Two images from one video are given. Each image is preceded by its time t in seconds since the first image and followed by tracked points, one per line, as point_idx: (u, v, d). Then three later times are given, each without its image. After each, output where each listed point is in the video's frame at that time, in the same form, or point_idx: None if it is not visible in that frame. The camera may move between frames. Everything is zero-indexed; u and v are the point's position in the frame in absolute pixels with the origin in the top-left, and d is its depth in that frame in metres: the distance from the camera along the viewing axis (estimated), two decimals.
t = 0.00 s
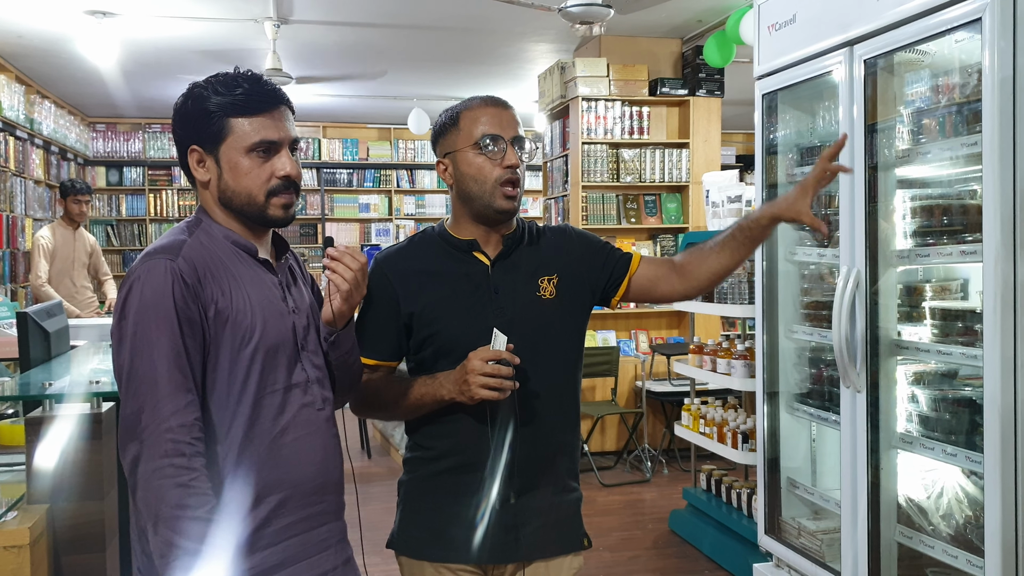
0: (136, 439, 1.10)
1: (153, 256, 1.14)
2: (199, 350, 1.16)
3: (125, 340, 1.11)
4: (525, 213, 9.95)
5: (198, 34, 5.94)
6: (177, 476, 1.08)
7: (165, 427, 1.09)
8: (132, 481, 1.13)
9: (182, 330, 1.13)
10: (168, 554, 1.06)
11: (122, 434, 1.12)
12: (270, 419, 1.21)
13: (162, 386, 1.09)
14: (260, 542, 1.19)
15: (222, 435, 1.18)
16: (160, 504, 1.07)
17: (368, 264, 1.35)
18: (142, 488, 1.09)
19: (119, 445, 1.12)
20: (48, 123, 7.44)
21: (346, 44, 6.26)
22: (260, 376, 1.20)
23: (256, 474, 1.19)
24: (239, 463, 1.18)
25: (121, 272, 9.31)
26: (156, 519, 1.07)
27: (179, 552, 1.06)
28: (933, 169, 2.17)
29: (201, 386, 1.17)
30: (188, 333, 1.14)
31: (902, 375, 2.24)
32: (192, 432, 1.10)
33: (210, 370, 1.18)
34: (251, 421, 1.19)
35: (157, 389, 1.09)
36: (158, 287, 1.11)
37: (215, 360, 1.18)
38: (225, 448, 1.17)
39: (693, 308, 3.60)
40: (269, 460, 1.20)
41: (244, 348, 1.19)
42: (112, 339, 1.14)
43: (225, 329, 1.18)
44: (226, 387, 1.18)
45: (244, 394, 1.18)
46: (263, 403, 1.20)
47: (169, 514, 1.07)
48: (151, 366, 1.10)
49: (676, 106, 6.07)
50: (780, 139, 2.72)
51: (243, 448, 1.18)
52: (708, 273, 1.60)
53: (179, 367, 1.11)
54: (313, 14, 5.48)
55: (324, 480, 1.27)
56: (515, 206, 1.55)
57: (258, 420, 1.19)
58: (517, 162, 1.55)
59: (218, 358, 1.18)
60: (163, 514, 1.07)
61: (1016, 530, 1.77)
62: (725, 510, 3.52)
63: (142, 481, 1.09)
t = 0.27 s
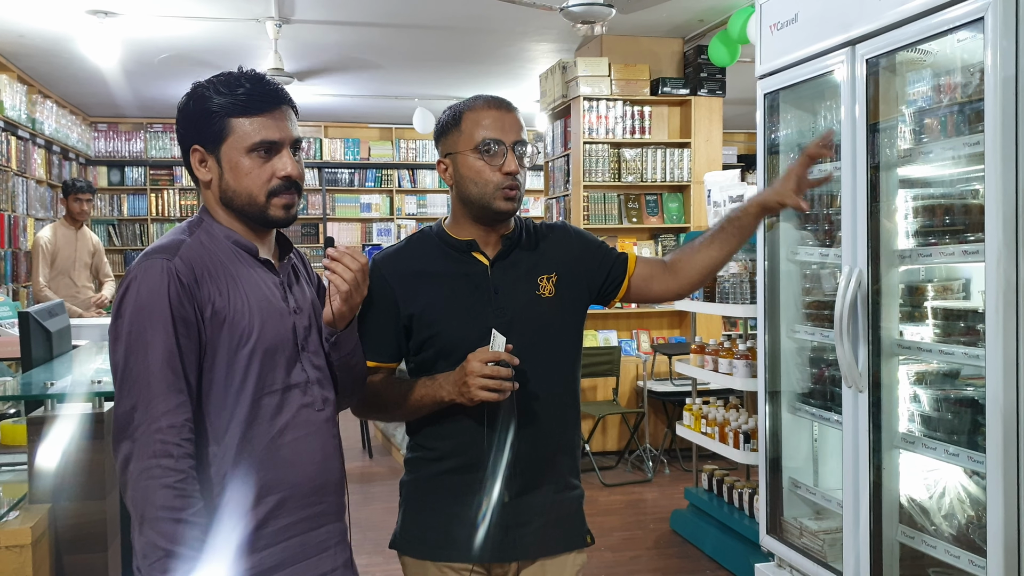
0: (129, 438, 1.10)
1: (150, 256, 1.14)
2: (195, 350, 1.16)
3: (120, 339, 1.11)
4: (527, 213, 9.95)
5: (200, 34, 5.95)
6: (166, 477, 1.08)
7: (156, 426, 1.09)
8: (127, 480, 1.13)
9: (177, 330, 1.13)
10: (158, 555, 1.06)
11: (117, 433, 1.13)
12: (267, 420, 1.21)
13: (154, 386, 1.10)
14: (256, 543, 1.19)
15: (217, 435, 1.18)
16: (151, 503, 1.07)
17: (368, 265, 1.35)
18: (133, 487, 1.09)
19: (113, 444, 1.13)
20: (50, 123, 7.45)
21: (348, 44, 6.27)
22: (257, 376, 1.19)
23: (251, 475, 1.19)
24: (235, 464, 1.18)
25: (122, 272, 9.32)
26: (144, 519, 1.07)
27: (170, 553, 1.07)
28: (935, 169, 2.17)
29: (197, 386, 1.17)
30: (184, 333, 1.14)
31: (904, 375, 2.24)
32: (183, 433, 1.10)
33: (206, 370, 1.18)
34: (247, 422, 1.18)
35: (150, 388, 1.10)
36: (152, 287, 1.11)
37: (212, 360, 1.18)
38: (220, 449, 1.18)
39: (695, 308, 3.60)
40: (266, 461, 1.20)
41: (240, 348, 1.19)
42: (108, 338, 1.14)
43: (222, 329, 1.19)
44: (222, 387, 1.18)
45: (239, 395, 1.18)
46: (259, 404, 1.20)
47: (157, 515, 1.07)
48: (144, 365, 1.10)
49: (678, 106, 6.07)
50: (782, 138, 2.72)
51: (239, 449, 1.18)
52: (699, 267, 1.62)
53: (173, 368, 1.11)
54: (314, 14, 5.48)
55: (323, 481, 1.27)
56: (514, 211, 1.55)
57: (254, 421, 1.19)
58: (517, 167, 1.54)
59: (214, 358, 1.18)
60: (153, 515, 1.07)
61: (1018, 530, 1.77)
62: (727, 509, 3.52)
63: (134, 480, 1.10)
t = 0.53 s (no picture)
0: (131, 438, 1.11)
1: (151, 256, 1.15)
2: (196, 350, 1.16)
3: (121, 339, 1.12)
4: (527, 213, 9.95)
5: (201, 34, 5.95)
6: (170, 477, 1.08)
7: (158, 426, 1.09)
8: (129, 479, 1.13)
9: (179, 330, 1.13)
10: (161, 555, 1.07)
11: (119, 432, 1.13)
12: (268, 420, 1.21)
13: (156, 386, 1.10)
14: (257, 543, 1.19)
15: (218, 435, 1.18)
16: (154, 503, 1.07)
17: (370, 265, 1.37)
18: (136, 487, 1.09)
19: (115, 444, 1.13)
20: (51, 123, 7.46)
21: (348, 43, 6.27)
22: (258, 376, 1.20)
23: (252, 475, 1.19)
24: (236, 464, 1.18)
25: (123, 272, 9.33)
26: (147, 519, 1.08)
27: (172, 552, 1.07)
28: (935, 169, 2.17)
29: (198, 386, 1.17)
30: (185, 333, 1.14)
31: (906, 374, 2.24)
32: (185, 433, 1.11)
33: (208, 370, 1.18)
34: (248, 422, 1.19)
35: (152, 389, 1.10)
36: (153, 286, 1.12)
37: (213, 360, 1.18)
38: (222, 449, 1.18)
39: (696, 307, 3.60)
40: (267, 461, 1.20)
41: (241, 348, 1.19)
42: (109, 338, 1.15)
43: (223, 329, 1.19)
44: (223, 387, 1.18)
45: (241, 395, 1.18)
46: (260, 404, 1.20)
47: (160, 515, 1.07)
48: (146, 366, 1.10)
49: (678, 105, 6.07)
50: (783, 138, 2.73)
51: (240, 449, 1.18)
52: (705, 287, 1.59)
53: (175, 368, 1.11)
54: (315, 14, 5.48)
55: (324, 481, 1.27)
56: (509, 209, 1.54)
57: (255, 421, 1.19)
58: (511, 165, 1.54)
59: (215, 358, 1.18)
60: (156, 515, 1.07)
61: (1019, 529, 1.77)
62: (728, 509, 3.52)
63: (137, 480, 1.10)
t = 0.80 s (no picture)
0: (135, 439, 1.11)
1: (152, 256, 1.14)
2: (197, 350, 1.16)
3: (124, 339, 1.11)
4: (527, 212, 9.96)
5: (201, 34, 5.95)
6: (174, 477, 1.08)
7: (162, 427, 1.09)
8: (130, 481, 1.13)
9: (181, 330, 1.13)
10: (166, 554, 1.07)
11: (121, 434, 1.13)
12: (269, 419, 1.21)
13: (159, 386, 1.10)
14: (258, 543, 1.19)
15: (219, 435, 1.18)
16: (158, 504, 1.08)
17: (368, 265, 1.36)
18: (141, 488, 1.09)
19: (118, 445, 1.13)
20: (51, 123, 7.46)
21: (348, 43, 6.27)
22: (259, 376, 1.20)
23: (254, 475, 1.19)
24: (237, 464, 1.18)
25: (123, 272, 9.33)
26: (152, 520, 1.08)
27: (176, 552, 1.07)
28: (935, 168, 2.17)
29: (199, 386, 1.17)
30: (187, 333, 1.14)
31: (906, 374, 2.24)
32: (190, 433, 1.11)
33: (209, 370, 1.18)
34: (249, 422, 1.19)
35: (155, 389, 1.10)
36: (155, 287, 1.12)
37: (214, 360, 1.18)
38: (224, 449, 1.18)
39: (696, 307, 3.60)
40: (268, 461, 1.21)
41: (242, 348, 1.19)
42: (110, 339, 1.14)
43: (224, 329, 1.19)
44: (224, 387, 1.18)
45: (242, 394, 1.19)
46: (261, 403, 1.20)
47: (165, 515, 1.07)
48: (149, 366, 1.10)
49: (678, 105, 6.08)
50: (783, 137, 2.73)
51: (241, 449, 1.18)
52: (680, 303, 1.68)
53: (178, 368, 1.11)
54: (315, 14, 5.49)
55: (324, 480, 1.27)
56: (515, 209, 1.55)
57: (256, 420, 1.19)
58: (518, 165, 1.55)
59: (217, 358, 1.19)
60: (160, 515, 1.07)
61: (1019, 529, 1.77)
62: (728, 509, 3.52)
63: (141, 480, 1.10)
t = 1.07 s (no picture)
0: (133, 440, 1.11)
1: (151, 257, 1.15)
2: (196, 351, 1.16)
3: (122, 340, 1.12)
4: (528, 213, 9.96)
5: (201, 35, 5.95)
6: (172, 478, 1.08)
7: (160, 428, 1.09)
8: (128, 482, 1.13)
9: (179, 331, 1.13)
10: (164, 555, 1.07)
11: (119, 434, 1.13)
12: (268, 420, 1.21)
13: (157, 388, 1.10)
14: (256, 544, 1.19)
15: (218, 436, 1.18)
16: (155, 505, 1.08)
17: (370, 266, 1.35)
18: (139, 489, 1.09)
19: (116, 446, 1.13)
20: (51, 123, 7.46)
21: (349, 44, 6.27)
22: (258, 377, 1.20)
23: (252, 476, 1.19)
24: (236, 465, 1.18)
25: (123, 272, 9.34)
26: (151, 521, 1.08)
27: (173, 553, 1.07)
28: (935, 168, 2.17)
29: (198, 387, 1.17)
30: (185, 334, 1.14)
31: (906, 374, 2.24)
32: (188, 434, 1.11)
33: (208, 371, 1.18)
34: (247, 423, 1.19)
35: (152, 390, 1.10)
36: (154, 288, 1.12)
37: (212, 361, 1.19)
38: (222, 450, 1.18)
39: (696, 307, 3.60)
40: (267, 462, 1.21)
41: (241, 349, 1.19)
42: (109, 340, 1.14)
43: (222, 330, 1.19)
44: (223, 388, 1.18)
45: (240, 396, 1.18)
46: (260, 405, 1.20)
47: (163, 516, 1.07)
48: (147, 367, 1.10)
49: (679, 105, 6.08)
50: (783, 137, 2.73)
51: (240, 450, 1.18)
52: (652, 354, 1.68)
53: (176, 369, 1.11)
54: (315, 14, 5.49)
55: (323, 481, 1.27)
56: (515, 200, 1.55)
57: (255, 422, 1.19)
58: (516, 156, 1.55)
59: (216, 359, 1.19)
60: (158, 517, 1.07)
61: (1019, 528, 1.77)
62: (729, 509, 3.52)
63: (138, 482, 1.10)
